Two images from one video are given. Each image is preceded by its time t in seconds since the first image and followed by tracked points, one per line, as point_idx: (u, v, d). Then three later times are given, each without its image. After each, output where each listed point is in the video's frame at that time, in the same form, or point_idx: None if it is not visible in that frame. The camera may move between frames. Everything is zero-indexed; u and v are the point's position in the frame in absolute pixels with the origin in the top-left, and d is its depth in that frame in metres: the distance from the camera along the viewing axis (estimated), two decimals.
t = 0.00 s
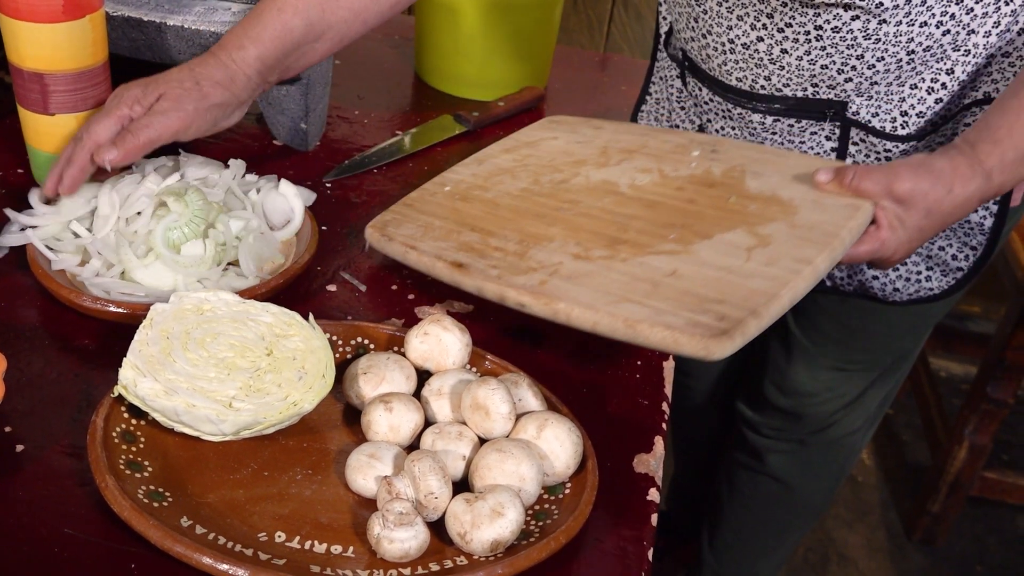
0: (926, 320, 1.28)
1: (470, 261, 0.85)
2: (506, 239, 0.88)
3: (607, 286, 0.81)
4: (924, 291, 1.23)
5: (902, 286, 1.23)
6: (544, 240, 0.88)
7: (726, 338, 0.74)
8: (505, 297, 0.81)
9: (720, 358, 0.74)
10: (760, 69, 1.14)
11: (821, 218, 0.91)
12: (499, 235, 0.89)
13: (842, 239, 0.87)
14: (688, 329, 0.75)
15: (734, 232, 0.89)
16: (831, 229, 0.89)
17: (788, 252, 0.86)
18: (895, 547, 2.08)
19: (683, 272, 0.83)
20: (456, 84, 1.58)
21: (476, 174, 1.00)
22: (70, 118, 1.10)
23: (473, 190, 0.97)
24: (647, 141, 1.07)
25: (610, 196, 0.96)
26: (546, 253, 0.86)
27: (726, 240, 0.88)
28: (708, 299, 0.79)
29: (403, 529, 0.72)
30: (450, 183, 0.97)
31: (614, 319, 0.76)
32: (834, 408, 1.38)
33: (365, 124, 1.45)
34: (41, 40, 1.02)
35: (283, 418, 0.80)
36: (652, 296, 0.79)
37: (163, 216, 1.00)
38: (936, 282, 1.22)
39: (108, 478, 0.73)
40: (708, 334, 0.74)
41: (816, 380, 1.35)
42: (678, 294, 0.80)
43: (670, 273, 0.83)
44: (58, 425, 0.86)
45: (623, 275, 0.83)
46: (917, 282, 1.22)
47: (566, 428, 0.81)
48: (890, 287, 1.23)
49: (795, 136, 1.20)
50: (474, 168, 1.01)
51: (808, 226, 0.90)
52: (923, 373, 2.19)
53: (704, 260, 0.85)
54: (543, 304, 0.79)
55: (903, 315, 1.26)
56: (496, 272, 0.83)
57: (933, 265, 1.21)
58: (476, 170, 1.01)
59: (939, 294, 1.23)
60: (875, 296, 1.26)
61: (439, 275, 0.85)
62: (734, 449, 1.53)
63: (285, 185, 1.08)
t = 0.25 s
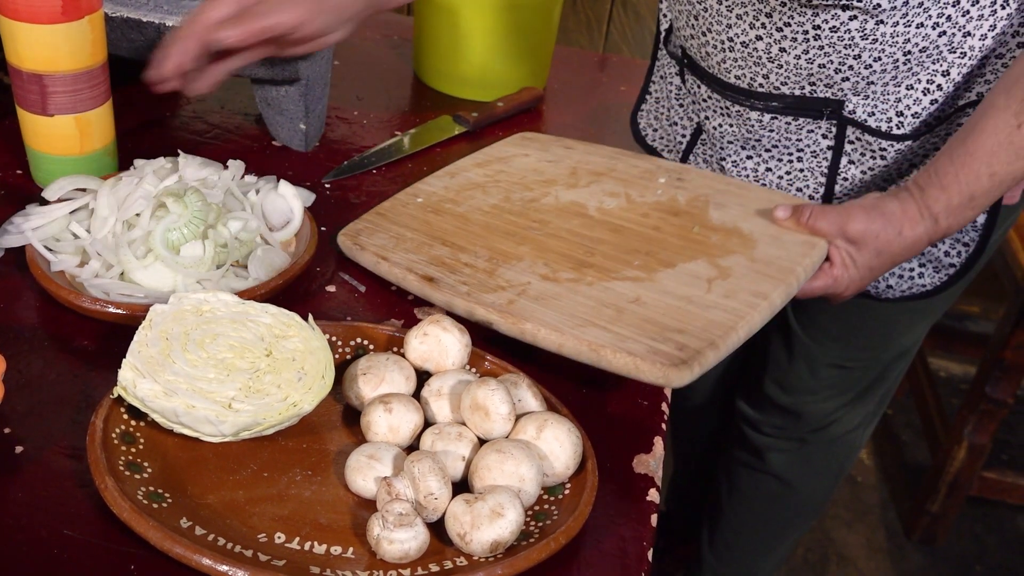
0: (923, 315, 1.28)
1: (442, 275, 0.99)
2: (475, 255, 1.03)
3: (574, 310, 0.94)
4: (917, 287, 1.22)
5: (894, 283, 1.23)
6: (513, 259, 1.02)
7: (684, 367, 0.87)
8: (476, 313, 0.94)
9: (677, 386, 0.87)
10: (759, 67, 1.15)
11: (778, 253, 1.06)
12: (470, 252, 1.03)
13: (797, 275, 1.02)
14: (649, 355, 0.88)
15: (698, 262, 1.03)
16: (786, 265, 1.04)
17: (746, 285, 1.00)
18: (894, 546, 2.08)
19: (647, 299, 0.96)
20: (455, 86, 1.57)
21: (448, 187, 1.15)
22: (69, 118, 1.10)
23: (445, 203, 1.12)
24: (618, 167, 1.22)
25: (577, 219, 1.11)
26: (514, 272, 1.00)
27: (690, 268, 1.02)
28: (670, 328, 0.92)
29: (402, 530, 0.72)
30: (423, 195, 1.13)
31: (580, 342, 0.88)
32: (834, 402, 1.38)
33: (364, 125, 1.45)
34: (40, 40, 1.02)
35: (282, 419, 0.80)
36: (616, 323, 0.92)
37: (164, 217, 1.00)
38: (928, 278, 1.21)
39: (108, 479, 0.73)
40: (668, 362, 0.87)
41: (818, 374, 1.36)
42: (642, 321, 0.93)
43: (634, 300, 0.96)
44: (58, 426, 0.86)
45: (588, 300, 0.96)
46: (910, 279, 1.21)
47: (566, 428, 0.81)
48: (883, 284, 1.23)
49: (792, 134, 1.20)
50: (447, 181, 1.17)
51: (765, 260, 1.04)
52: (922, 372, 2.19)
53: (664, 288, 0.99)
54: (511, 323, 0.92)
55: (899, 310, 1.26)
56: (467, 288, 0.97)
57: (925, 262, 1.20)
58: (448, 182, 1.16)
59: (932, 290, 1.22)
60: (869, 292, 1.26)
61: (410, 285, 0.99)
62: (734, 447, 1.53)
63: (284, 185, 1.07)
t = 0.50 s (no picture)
0: (918, 314, 1.29)
1: (416, 284, 1.05)
2: (449, 266, 1.09)
3: (546, 331, 0.99)
4: (906, 283, 1.24)
5: (883, 278, 1.24)
6: (486, 276, 1.07)
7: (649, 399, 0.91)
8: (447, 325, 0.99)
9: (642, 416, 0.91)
10: (753, 54, 1.18)
11: (741, 292, 1.10)
12: (443, 263, 1.09)
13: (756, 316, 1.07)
14: (618, 384, 0.92)
15: (665, 294, 1.08)
16: (747, 305, 1.08)
17: (710, 321, 1.04)
18: (894, 547, 2.08)
19: (616, 327, 1.01)
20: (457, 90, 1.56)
21: (421, 193, 1.23)
22: (66, 122, 1.10)
23: (418, 209, 1.19)
24: (588, 190, 1.28)
25: (550, 237, 1.16)
26: (488, 288, 1.05)
27: (656, 299, 1.06)
28: (638, 357, 0.97)
29: (399, 535, 0.72)
30: (398, 201, 1.21)
31: (551, 364, 0.94)
32: (834, 401, 1.38)
33: (361, 127, 1.45)
34: (36, 44, 1.02)
35: (278, 423, 0.80)
36: (590, 349, 0.97)
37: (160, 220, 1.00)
38: (917, 274, 1.23)
39: (104, 484, 0.73)
40: (636, 394, 0.91)
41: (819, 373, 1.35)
42: (612, 349, 0.97)
43: (605, 326, 1.01)
44: (54, 431, 0.86)
45: (560, 323, 1.00)
46: (898, 274, 1.24)
47: (562, 431, 0.81)
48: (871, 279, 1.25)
49: (785, 126, 1.22)
50: (420, 187, 1.24)
51: (728, 298, 1.09)
52: (922, 372, 2.19)
53: (631, 317, 1.03)
54: (485, 338, 0.97)
55: (896, 307, 1.27)
56: (441, 301, 1.03)
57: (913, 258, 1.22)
58: (420, 188, 1.24)
59: (920, 286, 1.24)
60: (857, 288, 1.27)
61: (383, 289, 1.05)
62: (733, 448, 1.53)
63: (281, 189, 1.07)
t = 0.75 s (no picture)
0: (911, 314, 1.28)
1: (401, 287, 1.05)
2: (434, 271, 1.09)
3: (530, 343, 0.99)
4: (904, 281, 1.22)
5: (883, 274, 1.22)
6: (471, 282, 1.07)
7: (626, 413, 0.91)
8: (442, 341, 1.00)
9: (619, 429, 0.91)
10: (755, 31, 1.19)
11: (721, 309, 1.09)
12: (428, 266, 1.10)
13: (734, 333, 1.06)
14: (596, 398, 0.92)
15: (645, 309, 1.07)
16: (725, 322, 1.07)
17: (689, 338, 1.03)
18: (893, 546, 2.08)
19: (597, 340, 1.00)
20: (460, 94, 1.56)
21: (409, 192, 1.23)
22: (61, 125, 1.10)
23: (405, 209, 1.20)
24: (575, 196, 1.27)
25: (533, 245, 1.16)
26: (472, 296, 1.05)
27: (636, 315, 1.05)
28: (616, 372, 0.96)
29: (394, 535, 0.72)
30: (384, 199, 1.21)
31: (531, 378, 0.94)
32: (822, 403, 1.37)
33: (357, 129, 1.45)
34: (31, 47, 1.02)
35: (274, 424, 0.80)
36: (569, 360, 0.97)
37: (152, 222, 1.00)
38: (917, 271, 1.21)
39: (100, 486, 0.73)
40: (612, 408, 0.91)
41: (807, 370, 1.34)
42: (592, 362, 0.97)
43: (586, 339, 1.00)
44: (49, 433, 0.86)
45: (544, 335, 1.00)
46: (898, 271, 1.21)
47: (558, 431, 0.81)
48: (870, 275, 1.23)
49: (785, 108, 1.21)
50: (409, 186, 1.25)
51: (708, 315, 1.08)
52: (920, 371, 2.19)
53: (613, 332, 1.02)
54: (468, 346, 0.98)
55: (888, 305, 1.27)
56: (425, 305, 1.03)
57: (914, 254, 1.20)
58: (409, 187, 1.24)
59: (919, 285, 1.22)
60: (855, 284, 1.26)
61: (369, 292, 1.06)
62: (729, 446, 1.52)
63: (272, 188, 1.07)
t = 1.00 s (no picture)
0: (909, 320, 1.26)
1: (398, 287, 1.06)
2: (430, 270, 1.09)
3: (525, 341, 0.99)
4: (912, 274, 1.19)
5: (888, 267, 1.19)
6: (467, 282, 1.08)
7: (621, 412, 0.91)
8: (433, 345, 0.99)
9: (614, 427, 0.92)
10: (755, 7, 1.11)
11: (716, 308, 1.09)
12: (425, 266, 1.10)
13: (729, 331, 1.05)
14: (592, 396, 0.92)
15: (640, 308, 1.07)
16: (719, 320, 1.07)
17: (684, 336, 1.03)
18: (891, 544, 2.09)
19: (593, 339, 1.01)
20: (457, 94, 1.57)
21: (405, 192, 1.23)
22: (57, 126, 1.10)
23: (402, 209, 1.20)
24: (570, 195, 1.27)
25: (529, 245, 1.16)
26: (469, 295, 1.05)
27: (631, 313, 1.06)
28: (611, 370, 0.96)
29: (390, 533, 0.72)
30: (381, 199, 1.21)
31: (527, 376, 0.94)
32: (810, 413, 1.37)
33: (354, 129, 1.46)
34: (26, 48, 1.03)
35: (269, 423, 0.80)
36: (565, 359, 0.97)
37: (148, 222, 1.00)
38: (924, 264, 1.18)
39: (96, 486, 0.73)
40: (607, 406, 0.91)
41: (791, 376, 1.36)
42: (588, 361, 0.97)
43: (582, 338, 1.00)
44: (45, 433, 0.86)
45: (539, 333, 1.00)
46: (905, 263, 1.18)
47: (553, 429, 0.81)
48: (877, 268, 1.19)
49: (785, 92, 1.15)
50: (405, 185, 1.25)
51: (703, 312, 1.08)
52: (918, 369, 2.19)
53: (608, 330, 1.02)
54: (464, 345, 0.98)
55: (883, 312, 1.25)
56: (421, 304, 1.03)
57: (923, 246, 1.17)
58: (405, 187, 1.25)
59: (927, 277, 1.19)
60: (862, 280, 1.22)
61: (365, 291, 1.06)
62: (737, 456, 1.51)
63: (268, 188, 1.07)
